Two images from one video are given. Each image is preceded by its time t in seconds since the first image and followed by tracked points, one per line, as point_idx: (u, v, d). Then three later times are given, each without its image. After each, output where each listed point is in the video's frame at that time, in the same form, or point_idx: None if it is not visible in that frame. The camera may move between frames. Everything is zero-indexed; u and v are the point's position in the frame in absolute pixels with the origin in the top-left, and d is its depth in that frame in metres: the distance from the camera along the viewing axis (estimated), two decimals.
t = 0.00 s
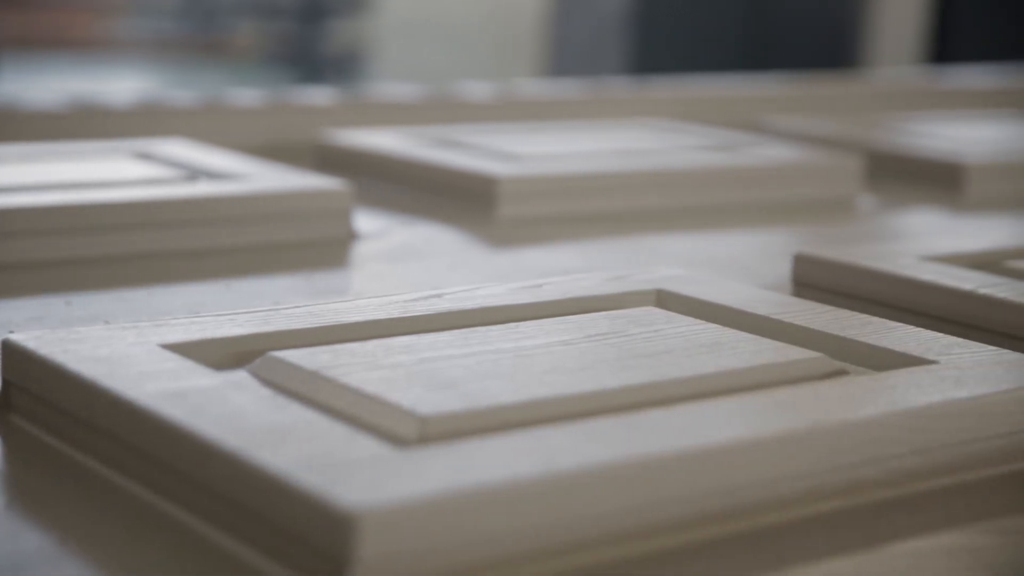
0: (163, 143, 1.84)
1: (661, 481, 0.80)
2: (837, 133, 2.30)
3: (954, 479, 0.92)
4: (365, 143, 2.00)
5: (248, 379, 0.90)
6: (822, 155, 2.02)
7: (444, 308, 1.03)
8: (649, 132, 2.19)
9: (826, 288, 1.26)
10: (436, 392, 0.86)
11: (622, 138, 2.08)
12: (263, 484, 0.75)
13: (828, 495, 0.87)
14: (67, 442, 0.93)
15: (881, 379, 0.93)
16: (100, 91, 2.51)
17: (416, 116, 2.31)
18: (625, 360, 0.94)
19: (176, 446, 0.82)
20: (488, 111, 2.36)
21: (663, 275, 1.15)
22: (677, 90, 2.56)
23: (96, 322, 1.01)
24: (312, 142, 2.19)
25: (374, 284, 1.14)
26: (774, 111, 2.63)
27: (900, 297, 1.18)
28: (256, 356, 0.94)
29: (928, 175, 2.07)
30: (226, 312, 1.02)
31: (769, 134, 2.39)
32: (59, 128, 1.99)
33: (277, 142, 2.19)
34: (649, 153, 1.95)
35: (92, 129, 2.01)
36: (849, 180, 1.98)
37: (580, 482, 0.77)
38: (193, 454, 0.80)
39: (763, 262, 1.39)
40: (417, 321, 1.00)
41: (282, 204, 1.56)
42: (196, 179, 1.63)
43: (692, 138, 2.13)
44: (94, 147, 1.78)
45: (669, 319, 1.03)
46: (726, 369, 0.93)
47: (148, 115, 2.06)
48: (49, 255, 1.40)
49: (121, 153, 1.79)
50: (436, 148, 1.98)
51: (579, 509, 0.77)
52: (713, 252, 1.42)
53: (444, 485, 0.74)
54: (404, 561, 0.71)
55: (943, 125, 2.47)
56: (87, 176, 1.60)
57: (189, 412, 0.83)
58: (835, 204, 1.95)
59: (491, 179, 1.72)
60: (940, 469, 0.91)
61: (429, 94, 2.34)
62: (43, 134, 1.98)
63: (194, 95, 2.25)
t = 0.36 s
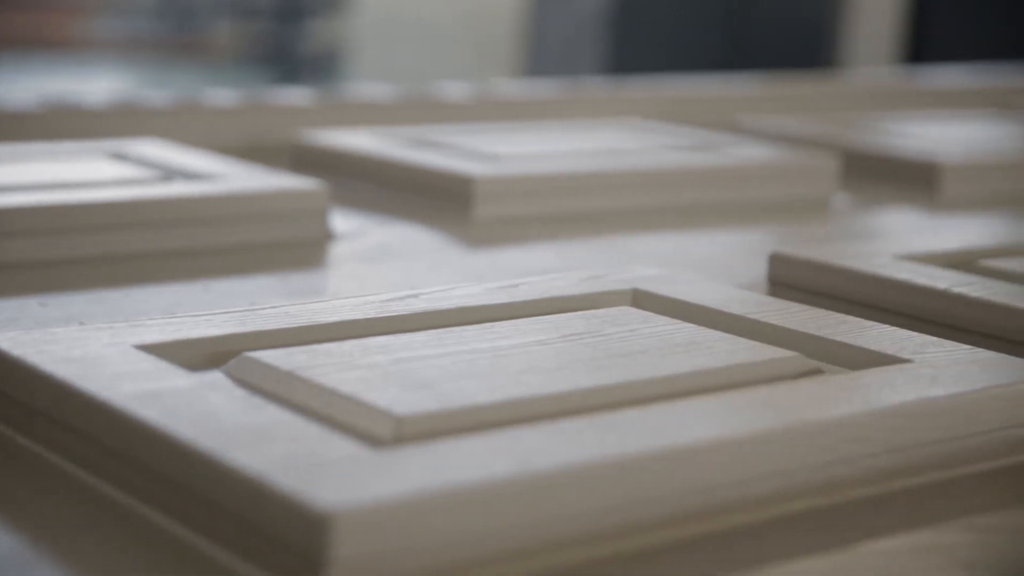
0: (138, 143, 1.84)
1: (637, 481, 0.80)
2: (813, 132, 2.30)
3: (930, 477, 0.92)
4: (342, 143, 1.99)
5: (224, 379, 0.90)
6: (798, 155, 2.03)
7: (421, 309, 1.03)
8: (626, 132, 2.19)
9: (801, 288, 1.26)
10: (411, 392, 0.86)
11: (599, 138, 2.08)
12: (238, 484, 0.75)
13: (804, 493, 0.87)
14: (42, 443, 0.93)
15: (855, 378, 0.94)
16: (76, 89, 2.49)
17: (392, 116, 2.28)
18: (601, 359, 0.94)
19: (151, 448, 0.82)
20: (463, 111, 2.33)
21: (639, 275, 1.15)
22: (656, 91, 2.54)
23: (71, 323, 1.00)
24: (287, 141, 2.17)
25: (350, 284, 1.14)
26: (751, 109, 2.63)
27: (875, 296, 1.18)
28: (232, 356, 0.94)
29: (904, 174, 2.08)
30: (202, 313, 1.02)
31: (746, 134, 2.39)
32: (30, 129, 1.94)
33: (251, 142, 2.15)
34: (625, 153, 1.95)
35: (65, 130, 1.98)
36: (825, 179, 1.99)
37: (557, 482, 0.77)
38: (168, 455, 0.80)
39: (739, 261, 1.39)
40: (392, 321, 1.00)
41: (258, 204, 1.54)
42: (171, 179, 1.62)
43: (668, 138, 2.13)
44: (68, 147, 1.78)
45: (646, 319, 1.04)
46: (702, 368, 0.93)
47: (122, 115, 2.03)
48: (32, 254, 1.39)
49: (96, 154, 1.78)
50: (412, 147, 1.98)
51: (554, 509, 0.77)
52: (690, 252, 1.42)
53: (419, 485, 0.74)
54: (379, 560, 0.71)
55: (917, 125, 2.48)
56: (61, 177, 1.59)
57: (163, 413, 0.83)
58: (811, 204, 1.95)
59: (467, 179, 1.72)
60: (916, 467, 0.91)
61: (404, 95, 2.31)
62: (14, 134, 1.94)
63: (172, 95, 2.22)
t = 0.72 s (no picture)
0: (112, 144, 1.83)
1: (609, 480, 0.80)
2: (790, 132, 2.31)
3: (905, 475, 0.92)
4: (316, 143, 1.99)
5: (196, 380, 0.90)
6: (773, 154, 2.03)
7: (394, 309, 1.03)
8: (602, 132, 2.19)
9: (775, 287, 1.27)
10: (384, 393, 0.86)
11: (574, 138, 2.08)
12: (210, 485, 0.75)
13: (778, 492, 0.87)
14: (15, 446, 0.93)
15: (828, 377, 0.94)
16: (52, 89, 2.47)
17: (367, 116, 2.27)
18: (575, 359, 0.94)
19: (123, 450, 0.81)
20: (435, 111, 2.32)
21: (612, 275, 1.15)
22: (630, 89, 2.54)
23: (42, 325, 1.00)
24: (260, 141, 2.15)
25: (324, 284, 1.14)
26: (727, 108, 2.63)
27: (848, 296, 1.19)
28: (204, 357, 0.94)
29: (879, 173, 2.08)
30: (174, 314, 1.02)
31: (721, 134, 2.39)
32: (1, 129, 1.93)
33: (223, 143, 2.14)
34: (598, 153, 1.95)
35: (36, 130, 1.96)
36: (800, 178, 2.00)
37: (529, 482, 0.77)
38: (140, 456, 0.80)
39: (713, 260, 1.40)
40: (365, 321, 1.00)
41: (232, 205, 1.54)
42: (145, 180, 1.61)
43: (644, 138, 2.14)
44: (41, 147, 1.77)
45: (619, 318, 1.04)
46: (675, 368, 0.93)
47: (95, 115, 2.02)
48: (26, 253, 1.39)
49: (69, 154, 1.77)
50: (387, 148, 1.98)
51: (528, 509, 0.77)
52: (665, 252, 1.42)
53: (391, 484, 0.74)
54: (351, 560, 0.71)
55: (892, 124, 2.49)
56: (34, 178, 1.58)
57: (135, 414, 0.83)
58: (786, 203, 1.96)
59: (442, 179, 1.72)
60: (889, 465, 0.92)
61: (377, 94, 2.30)
62: None
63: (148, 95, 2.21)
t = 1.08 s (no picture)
0: (83, 144, 1.82)
1: (581, 480, 0.80)
2: (763, 132, 2.31)
3: (877, 473, 0.92)
4: (289, 143, 1.98)
5: (168, 381, 0.90)
6: (746, 154, 2.03)
7: (367, 309, 1.03)
8: (576, 132, 2.19)
9: (748, 287, 1.27)
10: (356, 393, 0.86)
11: (547, 138, 2.08)
12: (181, 486, 0.75)
13: (750, 491, 0.88)
14: None
15: (799, 376, 0.94)
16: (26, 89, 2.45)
17: (340, 116, 2.26)
18: (547, 359, 0.94)
19: (94, 451, 0.81)
20: (408, 111, 2.32)
21: (585, 275, 1.15)
22: (604, 89, 2.54)
23: (12, 326, 1.00)
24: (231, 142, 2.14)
25: (297, 285, 1.14)
26: (701, 109, 2.63)
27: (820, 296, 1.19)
28: (176, 358, 0.93)
29: (852, 173, 2.09)
30: (145, 315, 1.02)
31: (694, 134, 2.40)
32: None
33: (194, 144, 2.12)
34: (571, 153, 1.95)
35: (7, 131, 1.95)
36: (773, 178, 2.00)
37: (500, 481, 0.77)
38: (111, 457, 0.80)
39: (686, 259, 1.40)
40: (337, 322, 0.99)
41: (204, 205, 1.53)
42: (116, 181, 1.60)
43: (618, 138, 2.14)
44: (12, 148, 1.76)
45: (591, 318, 1.04)
46: (646, 367, 0.93)
47: (66, 116, 2.01)
48: (11, 255, 1.39)
49: (41, 155, 1.76)
50: (360, 147, 1.98)
51: (498, 509, 0.77)
52: (638, 252, 1.42)
53: (362, 484, 0.74)
54: (323, 560, 0.71)
55: (865, 124, 2.50)
56: (5, 178, 1.57)
57: (106, 415, 0.83)
58: (759, 203, 1.96)
59: (415, 180, 1.72)
60: (861, 463, 0.92)
61: (350, 95, 2.30)
62: None
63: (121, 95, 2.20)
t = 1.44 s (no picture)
0: (54, 145, 1.81)
1: (552, 479, 0.80)
2: (737, 132, 2.32)
3: (849, 471, 0.93)
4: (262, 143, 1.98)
5: (139, 383, 0.90)
6: (720, 154, 2.03)
7: (340, 309, 1.03)
8: (549, 132, 2.19)
9: (721, 287, 1.28)
10: (328, 393, 0.86)
11: (520, 138, 2.08)
12: (152, 487, 0.74)
13: (722, 489, 0.88)
14: None
15: (771, 376, 0.94)
16: None
17: (314, 116, 2.26)
18: (520, 359, 0.94)
19: (65, 453, 0.81)
20: (382, 111, 2.31)
21: (558, 274, 1.15)
22: (578, 89, 2.55)
23: None
24: (204, 142, 2.14)
25: (270, 285, 1.14)
26: (675, 108, 2.64)
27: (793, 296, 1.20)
28: (148, 359, 0.93)
29: (825, 172, 2.09)
30: (117, 316, 1.01)
31: (669, 133, 2.40)
32: None
33: (166, 145, 2.11)
34: (545, 153, 1.95)
35: None
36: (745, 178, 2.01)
37: (472, 481, 0.77)
38: (81, 459, 0.80)
39: (658, 259, 1.41)
40: (310, 322, 0.99)
41: (176, 205, 1.53)
42: (87, 182, 1.60)
43: (591, 137, 2.14)
44: None
45: (564, 318, 1.04)
46: (619, 367, 0.93)
47: (38, 116, 2.00)
48: (11, 252, 1.41)
49: (13, 155, 1.75)
50: (334, 147, 1.98)
51: (470, 509, 0.77)
52: (611, 252, 1.43)
53: (333, 485, 0.74)
54: (294, 561, 0.71)
55: (839, 124, 2.51)
56: None
57: (77, 417, 0.82)
58: (733, 202, 1.97)
59: (389, 180, 1.71)
60: (832, 462, 0.92)
61: (323, 94, 2.29)
62: None
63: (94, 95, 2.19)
